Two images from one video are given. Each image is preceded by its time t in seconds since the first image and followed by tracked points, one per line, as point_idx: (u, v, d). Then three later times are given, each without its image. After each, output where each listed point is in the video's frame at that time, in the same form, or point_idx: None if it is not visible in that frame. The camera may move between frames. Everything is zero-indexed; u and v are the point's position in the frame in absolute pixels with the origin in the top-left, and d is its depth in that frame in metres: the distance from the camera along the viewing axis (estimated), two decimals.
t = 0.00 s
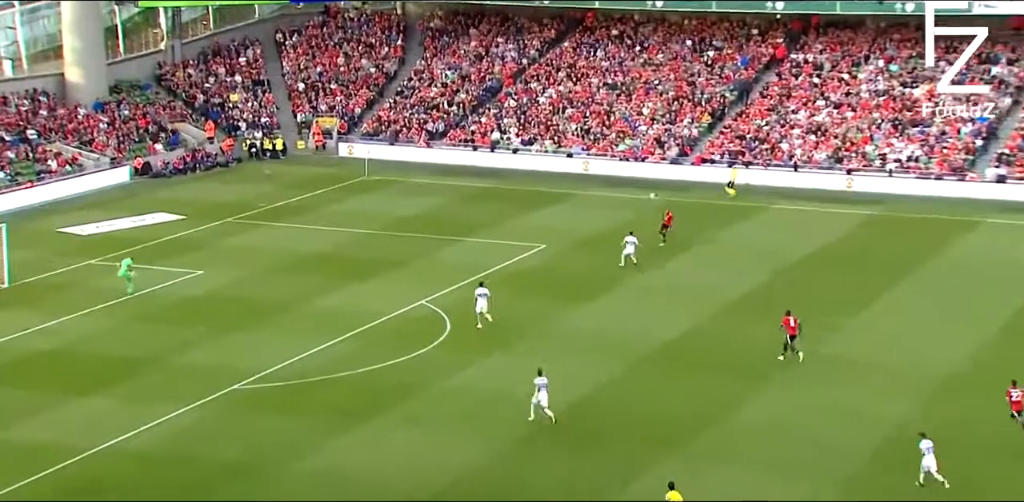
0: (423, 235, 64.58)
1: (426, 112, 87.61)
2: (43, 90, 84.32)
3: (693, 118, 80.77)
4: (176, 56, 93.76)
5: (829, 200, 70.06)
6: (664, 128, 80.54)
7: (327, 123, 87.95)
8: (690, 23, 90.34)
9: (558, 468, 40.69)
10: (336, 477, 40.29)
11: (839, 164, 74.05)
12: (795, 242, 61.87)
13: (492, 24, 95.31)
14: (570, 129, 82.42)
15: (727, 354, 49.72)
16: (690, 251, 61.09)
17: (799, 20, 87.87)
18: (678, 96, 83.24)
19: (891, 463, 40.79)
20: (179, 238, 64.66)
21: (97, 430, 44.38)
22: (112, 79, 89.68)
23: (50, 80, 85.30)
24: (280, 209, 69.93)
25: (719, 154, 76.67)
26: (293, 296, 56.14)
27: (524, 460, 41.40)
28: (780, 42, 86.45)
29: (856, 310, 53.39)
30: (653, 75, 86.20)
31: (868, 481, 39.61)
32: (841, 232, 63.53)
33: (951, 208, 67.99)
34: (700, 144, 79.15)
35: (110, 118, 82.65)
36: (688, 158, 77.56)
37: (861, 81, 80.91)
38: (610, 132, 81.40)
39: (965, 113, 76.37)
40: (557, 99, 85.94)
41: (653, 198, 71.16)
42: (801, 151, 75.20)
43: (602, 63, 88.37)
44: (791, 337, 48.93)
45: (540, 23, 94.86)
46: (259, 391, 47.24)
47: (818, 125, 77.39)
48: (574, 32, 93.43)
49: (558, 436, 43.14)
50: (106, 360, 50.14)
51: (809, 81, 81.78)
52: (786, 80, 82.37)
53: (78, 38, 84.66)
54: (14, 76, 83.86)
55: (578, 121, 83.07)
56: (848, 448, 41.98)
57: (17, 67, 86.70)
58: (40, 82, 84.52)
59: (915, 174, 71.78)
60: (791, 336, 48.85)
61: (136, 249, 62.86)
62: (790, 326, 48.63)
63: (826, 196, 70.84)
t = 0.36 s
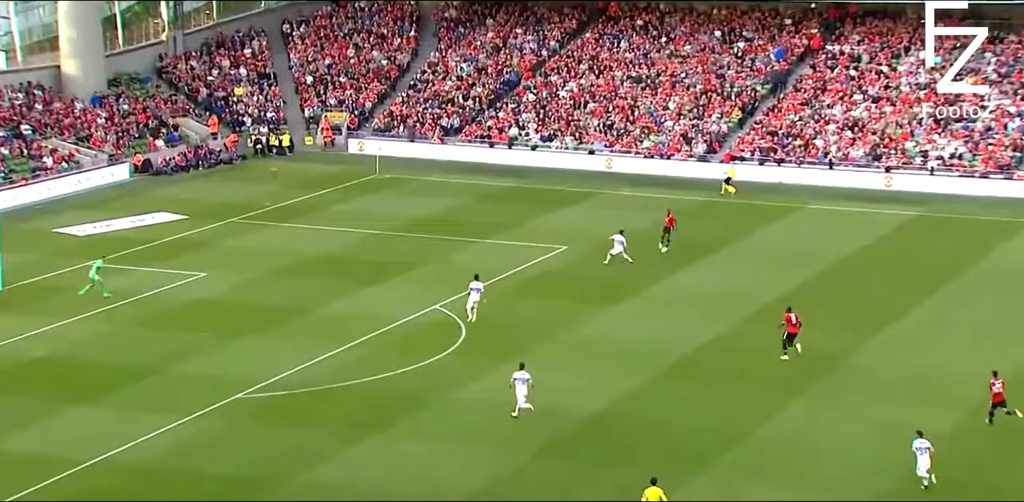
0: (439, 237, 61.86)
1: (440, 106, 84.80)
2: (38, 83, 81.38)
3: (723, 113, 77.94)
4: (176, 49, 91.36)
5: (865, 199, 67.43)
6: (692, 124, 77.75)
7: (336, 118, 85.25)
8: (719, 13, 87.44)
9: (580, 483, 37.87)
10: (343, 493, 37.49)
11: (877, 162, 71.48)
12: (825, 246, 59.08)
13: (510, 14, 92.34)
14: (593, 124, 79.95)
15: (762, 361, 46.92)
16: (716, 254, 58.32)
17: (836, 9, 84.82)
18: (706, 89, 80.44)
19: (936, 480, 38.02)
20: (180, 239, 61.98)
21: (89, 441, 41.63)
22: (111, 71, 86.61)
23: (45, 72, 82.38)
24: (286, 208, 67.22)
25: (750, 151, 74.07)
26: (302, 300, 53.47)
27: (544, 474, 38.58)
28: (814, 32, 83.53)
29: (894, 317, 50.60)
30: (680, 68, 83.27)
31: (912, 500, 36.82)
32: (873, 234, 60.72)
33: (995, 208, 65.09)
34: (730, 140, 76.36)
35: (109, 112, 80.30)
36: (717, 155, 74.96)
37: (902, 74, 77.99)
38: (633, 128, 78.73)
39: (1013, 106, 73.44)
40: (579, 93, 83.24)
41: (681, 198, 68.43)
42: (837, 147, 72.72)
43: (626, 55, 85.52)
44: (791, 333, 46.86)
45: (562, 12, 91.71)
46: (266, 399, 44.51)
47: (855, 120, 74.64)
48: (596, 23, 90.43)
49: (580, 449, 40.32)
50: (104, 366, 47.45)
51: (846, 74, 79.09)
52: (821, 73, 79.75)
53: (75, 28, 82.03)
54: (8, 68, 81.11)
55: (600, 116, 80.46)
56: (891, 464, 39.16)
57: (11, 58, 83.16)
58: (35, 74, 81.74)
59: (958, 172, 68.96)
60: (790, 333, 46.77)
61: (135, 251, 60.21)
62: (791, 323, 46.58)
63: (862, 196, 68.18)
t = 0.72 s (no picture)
0: (461, 235, 60.02)
1: (461, 99, 82.89)
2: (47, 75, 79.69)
3: (755, 107, 75.81)
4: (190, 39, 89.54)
5: (905, 196, 65.48)
6: (723, 117, 75.69)
7: (353, 111, 83.45)
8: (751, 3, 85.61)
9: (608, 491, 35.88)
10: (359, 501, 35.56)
11: (917, 157, 69.15)
12: (859, 245, 57.05)
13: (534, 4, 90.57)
14: (620, 118, 77.83)
15: (798, 363, 44.92)
16: (746, 253, 56.34)
17: None
18: (737, 82, 78.39)
19: (982, 485, 36.02)
20: (192, 237, 60.23)
21: (94, 444, 39.78)
22: (122, 62, 84.95)
23: (54, 64, 80.67)
24: (301, 205, 65.42)
25: (784, 146, 71.96)
26: (319, 300, 51.68)
27: (571, 481, 36.60)
28: (851, 22, 81.72)
29: (934, 318, 48.56)
30: (711, 59, 81.32)
31: None
32: (909, 233, 58.68)
33: None
34: (763, 134, 74.33)
35: (119, 106, 78.77)
36: (750, 150, 72.92)
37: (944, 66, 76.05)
38: (662, 122, 76.58)
39: None
40: (606, 85, 81.24)
41: (712, 195, 66.53)
42: (875, 142, 70.50)
43: (654, 46, 83.50)
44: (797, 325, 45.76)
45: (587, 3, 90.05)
46: (282, 403, 42.61)
47: (895, 113, 72.55)
48: (623, 12, 88.69)
49: (608, 455, 38.33)
50: (111, 366, 45.69)
51: (885, 65, 77.10)
52: (859, 64, 77.79)
53: (84, 18, 80.60)
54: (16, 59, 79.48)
55: (628, 110, 78.25)
56: (936, 471, 37.08)
57: (19, 50, 82.07)
58: (44, 66, 80.18)
59: (1004, 167, 66.82)
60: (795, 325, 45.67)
61: (145, 249, 58.49)
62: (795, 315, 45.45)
63: (901, 193, 66.25)
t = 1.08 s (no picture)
0: (476, 231, 58.70)
1: (478, 92, 81.55)
2: (54, 67, 78.58)
3: (781, 100, 74.48)
4: (199, 30, 88.22)
5: (937, 193, 63.90)
6: (748, 111, 74.22)
7: (368, 105, 82.53)
8: None
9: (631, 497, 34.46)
10: None
11: (949, 151, 67.65)
12: (886, 243, 55.54)
13: None
14: (642, 112, 76.40)
15: (825, 362, 43.46)
16: (770, 251, 54.87)
17: None
18: (763, 74, 76.93)
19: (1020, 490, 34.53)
20: (203, 233, 58.98)
21: (99, 446, 38.48)
22: (130, 55, 83.72)
23: (60, 56, 79.68)
24: (314, 201, 64.10)
25: (810, 140, 70.44)
26: (332, 298, 50.41)
27: (591, 485, 35.19)
28: (880, 12, 80.19)
29: (966, 318, 47.04)
30: (736, 51, 79.74)
31: None
32: (938, 231, 57.17)
33: None
34: (789, 128, 72.88)
35: (127, 98, 77.65)
36: (775, 145, 71.52)
37: (977, 57, 74.18)
38: (684, 116, 75.12)
39: None
40: (626, 78, 79.82)
41: (735, 190, 65.02)
42: (905, 136, 69.25)
43: (677, 38, 81.89)
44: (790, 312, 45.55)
45: None
46: (295, 404, 41.28)
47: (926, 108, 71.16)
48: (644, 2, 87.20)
49: (630, 458, 36.90)
50: (117, 364, 44.47)
51: (915, 57, 75.54)
52: (888, 57, 76.30)
53: (90, 8, 79.27)
54: (23, 51, 78.36)
55: (650, 103, 76.89)
56: (972, 476, 35.60)
57: (24, 41, 80.49)
58: (51, 58, 79.04)
59: None
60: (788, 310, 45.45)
61: (155, 245, 57.30)
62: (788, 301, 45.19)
63: (932, 189, 64.76)
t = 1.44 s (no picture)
0: (478, 227, 58.07)
1: (481, 85, 80.89)
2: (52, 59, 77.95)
3: (788, 93, 73.80)
4: (198, 23, 87.58)
5: (946, 188, 63.27)
6: (754, 104, 73.54)
7: (369, 98, 81.78)
8: None
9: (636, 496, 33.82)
10: None
11: (959, 146, 67.13)
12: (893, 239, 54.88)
13: None
14: (646, 105, 75.79)
15: (833, 360, 42.82)
16: (776, 247, 54.23)
17: None
18: (769, 67, 76.30)
19: None
20: (203, 228, 58.34)
21: (96, 444, 37.84)
22: (129, 47, 83.06)
23: (58, 48, 79.00)
24: (315, 196, 63.43)
25: (818, 134, 69.80)
26: (333, 294, 49.77)
27: (596, 485, 34.54)
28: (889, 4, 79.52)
29: (975, 316, 46.40)
30: (742, 44, 79.04)
31: None
32: (946, 227, 56.53)
33: None
34: (796, 122, 72.23)
35: (126, 91, 77.03)
36: (782, 139, 70.91)
37: (987, 50, 73.48)
38: (689, 110, 74.47)
39: None
40: (631, 71, 79.16)
41: (742, 185, 64.43)
42: (915, 130, 68.56)
43: (683, 30, 81.20)
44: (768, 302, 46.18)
45: None
46: (295, 401, 40.66)
47: (935, 100, 70.52)
48: None
49: (636, 457, 36.24)
50: (114, 361, 43.83)
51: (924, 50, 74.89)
52: (897, 49, 75.64)
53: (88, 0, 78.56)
54: (20, 43, 77.69)
55: (655, 96, 76.28)
56: (982, 475, 34.95)
57: (22, 32, 79.24)
58: (48, 51, 78.39)
59: None
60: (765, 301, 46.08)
61: (154, 241, 56.66)
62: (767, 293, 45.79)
63: (941, 184, 64.15)
